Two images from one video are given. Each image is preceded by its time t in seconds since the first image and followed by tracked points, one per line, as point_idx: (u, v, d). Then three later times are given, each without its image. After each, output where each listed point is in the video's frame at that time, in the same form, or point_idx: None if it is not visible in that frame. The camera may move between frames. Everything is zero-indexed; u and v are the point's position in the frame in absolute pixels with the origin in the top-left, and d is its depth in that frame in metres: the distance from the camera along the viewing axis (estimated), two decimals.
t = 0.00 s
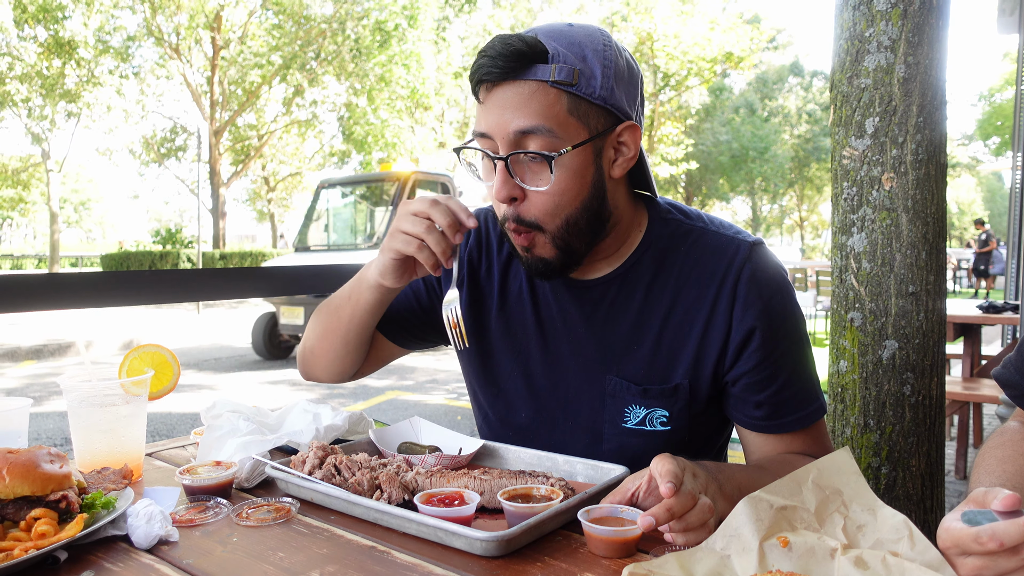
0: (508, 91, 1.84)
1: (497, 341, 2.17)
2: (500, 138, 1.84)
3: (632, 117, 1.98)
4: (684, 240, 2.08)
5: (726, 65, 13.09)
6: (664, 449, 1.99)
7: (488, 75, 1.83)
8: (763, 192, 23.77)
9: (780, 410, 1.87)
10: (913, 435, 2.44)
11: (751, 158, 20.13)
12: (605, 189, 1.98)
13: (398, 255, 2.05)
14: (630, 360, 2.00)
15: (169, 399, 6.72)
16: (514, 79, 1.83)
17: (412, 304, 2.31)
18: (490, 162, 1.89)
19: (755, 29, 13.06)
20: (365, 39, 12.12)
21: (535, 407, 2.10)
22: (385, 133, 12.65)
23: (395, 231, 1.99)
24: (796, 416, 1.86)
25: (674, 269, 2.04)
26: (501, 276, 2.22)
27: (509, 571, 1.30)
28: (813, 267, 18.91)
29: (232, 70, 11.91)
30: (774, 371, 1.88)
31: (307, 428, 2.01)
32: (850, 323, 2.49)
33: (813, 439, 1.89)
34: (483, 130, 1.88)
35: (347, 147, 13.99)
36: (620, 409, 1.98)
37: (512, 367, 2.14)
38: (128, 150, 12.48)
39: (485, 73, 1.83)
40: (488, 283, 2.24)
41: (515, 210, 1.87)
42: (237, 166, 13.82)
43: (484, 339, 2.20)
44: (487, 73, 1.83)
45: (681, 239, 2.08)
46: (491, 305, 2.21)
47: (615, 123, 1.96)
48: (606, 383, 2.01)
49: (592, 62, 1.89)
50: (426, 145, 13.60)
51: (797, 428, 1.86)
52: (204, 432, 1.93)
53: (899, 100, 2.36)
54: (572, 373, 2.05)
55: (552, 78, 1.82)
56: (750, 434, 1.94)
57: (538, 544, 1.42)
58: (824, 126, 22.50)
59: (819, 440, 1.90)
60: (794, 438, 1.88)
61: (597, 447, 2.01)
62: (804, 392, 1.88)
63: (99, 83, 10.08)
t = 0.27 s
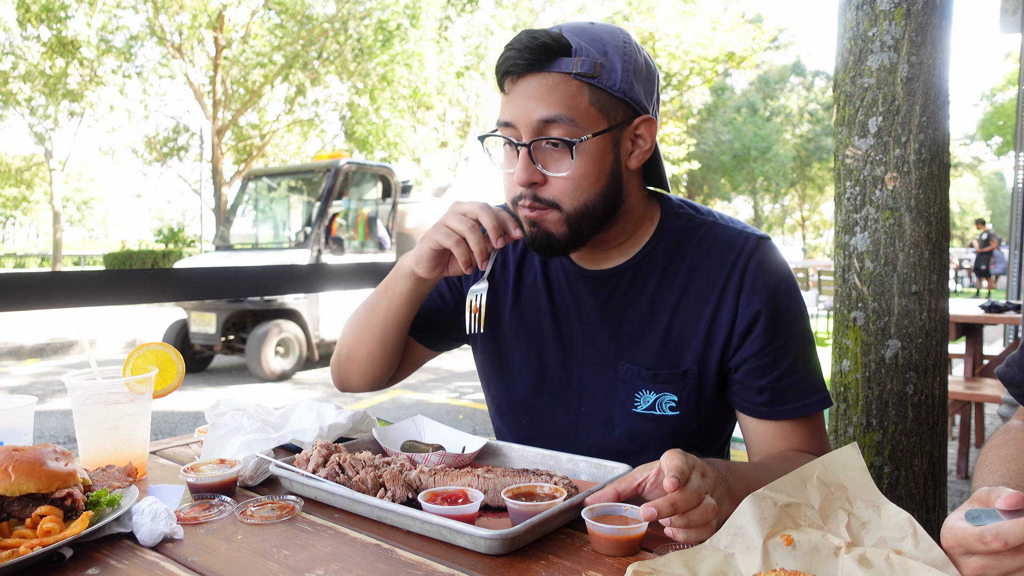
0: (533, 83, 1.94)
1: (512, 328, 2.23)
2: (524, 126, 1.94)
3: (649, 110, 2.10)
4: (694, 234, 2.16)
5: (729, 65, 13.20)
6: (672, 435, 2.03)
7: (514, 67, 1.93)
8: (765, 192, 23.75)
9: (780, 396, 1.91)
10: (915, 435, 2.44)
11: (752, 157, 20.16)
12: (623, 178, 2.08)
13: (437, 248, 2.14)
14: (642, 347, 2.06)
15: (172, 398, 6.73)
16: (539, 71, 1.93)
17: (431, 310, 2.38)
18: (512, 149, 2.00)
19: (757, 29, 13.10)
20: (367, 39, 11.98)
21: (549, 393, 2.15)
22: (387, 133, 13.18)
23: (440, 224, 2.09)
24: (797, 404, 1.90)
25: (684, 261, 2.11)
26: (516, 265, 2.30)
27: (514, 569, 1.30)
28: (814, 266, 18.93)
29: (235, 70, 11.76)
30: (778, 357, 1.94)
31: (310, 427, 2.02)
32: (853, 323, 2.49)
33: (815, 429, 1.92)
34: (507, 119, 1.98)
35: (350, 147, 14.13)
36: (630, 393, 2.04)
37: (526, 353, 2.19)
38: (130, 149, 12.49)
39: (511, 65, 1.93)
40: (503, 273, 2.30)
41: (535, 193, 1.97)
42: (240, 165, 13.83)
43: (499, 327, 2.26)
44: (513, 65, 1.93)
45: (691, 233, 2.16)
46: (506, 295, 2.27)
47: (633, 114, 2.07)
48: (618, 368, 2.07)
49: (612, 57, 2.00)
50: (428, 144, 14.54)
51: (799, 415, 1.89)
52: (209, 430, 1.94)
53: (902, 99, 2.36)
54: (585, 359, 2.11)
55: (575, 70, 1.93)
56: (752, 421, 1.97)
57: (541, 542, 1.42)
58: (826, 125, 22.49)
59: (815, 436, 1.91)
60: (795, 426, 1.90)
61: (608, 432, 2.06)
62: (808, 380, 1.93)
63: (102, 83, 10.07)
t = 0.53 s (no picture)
0: (548, 79, 2.01)
1: (520, 320, 2.28)
2: (538, 120, 2.01)
3: (659, 110, 2.15)
4: (700, 232, 2.18)
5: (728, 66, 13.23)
6: (673, 427, 2.05)
7: (530, 64, 2.01)
8: (765, 193, 23.74)
9: (775, 391, 1.91)
10: (915, 436, 2.44)
11: (752, 158, 20.17)
12: (632, 176, 2.11)
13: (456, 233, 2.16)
14: (644, 340, 2.09)
15: (172, 399, 6.74)
16: (554, 67, 2.00)
17: (450, 308, 2.41)
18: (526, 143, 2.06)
19: (757, 29, 13.12)
20: (367, 40, 12.00)
21: (553, 384, 2.19)
22: (387, 134, 12.83)
23: (458, 210, 2.12)
24: (792, 399, 1.89)
25: (688, 257, 2.14)
26: (527, 259, 2.35)
27: (513, 570, 1.30)
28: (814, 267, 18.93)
29: (235, 70, 11.67)
30: (775, 352, 1.95)
31: (311, 428, 2.02)
32: (853, 324, 2.48)
33: (811, 428, 1.91)
34: (523, 114, 2.04)
35: (349, 148, 14.15)
36: (632, 384, 2.07)
37: (533, 345, 2.24)
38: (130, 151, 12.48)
39: (527, 62, 2.01)
40: (514, 267, 2.35)
41: (546, 187, 2.03)
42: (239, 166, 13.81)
43: (508, 320, 2.31)
44: (529, 62, 2.01)
45: (698, 231, 2.18)
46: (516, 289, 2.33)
47: (643, 113, 2.12)
48: (620, 360, 2.10)
49: (624, 56, 2.06)
50: (427, 145, 14.37)
51: (795, 410, 1.89)
52: (208, 432, 1.94)
53: (902, 101, 2.36)
54: (589, 351, 2.16)
55: (588, 67, 1.99)
56: (747, 414, 1.97)
57: (542, 543, 1.42)
58: (826, 126, 22.49)
59: (808, 436, 1.90)
60: (790, 422, 1.90)
61: (610, 423, 2.09)
62: (805, 376, 1.92)
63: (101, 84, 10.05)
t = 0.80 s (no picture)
0: (558, 82, 2.03)
1: (528, 318, 2.30)
2: (549, 122, 2.03)
3: (667, 111, 2.16)
4: (705, 230, 2.19)
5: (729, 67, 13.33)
6: (677, 421, 2.05)
7: (540, 67, 2.02)
8: (766, 194, 23.75)
9: (776, 384, 1.91)
10: (916, 437, 2.44)
11: (753, 159, 20.18)
12: (640, 176, 2.13)
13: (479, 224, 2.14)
14: (649, 335, 2.10)
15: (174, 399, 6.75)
16: (564, 71, 2.02)
17: (464, 310, 2.43)
18: (536, 144, 2.07)
19: (757, 31, 13.15)
20: (368, 40, 12.02)
21: (560, 380, 2.20)
22: (388, 135, 12.98)
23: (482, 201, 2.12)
24: (791, 393, 1.90)
25: (693, 255, 2.15)
26: (536, 258, 2.37)
27: (515, 571, 1.30)
28: (815, 268, 18.92)
29: (235, 71, 11.61)
30: (776, 346, 1.95)
31: (312, 429, 2.02)
32: (854, 325, 2.49)
33: (811, 423, 1.91)
34: (533, 116, 2.06)
35: (349, 148, 14.17)
36: (636, 379, 2.08)
37: (540, 342, 2.26)
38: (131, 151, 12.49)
39: (538, 65, 2.02)
40: (523, 266, 2.37)
41: (557, 187, 2.06)
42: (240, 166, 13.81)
43: (516, 317, 2.33)
44: (540, 66, 2.02)
45: (703, 229, 2.19)
46: (525, 287, 2.35)
47: (651, 114, 2.13)
48: (626, 356, 2.11)
49: (633, 60, 2.07)
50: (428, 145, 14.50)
51: (795, 405, 1.89)
52: (209, 432, 1.94)
53: (903, 102, 2.36)
54: (595, 347, 2.17)
55: (597, 71, 2.01)
56: (748, 408, 1.97)
57: (543, 544, 1.42)
58: (827, 127, 22.50)
59: (807, 433, 1.90)
60: (790, 416, 1.90)
61: (615, 418, 2.10)
62: (806, 371, 1.92)
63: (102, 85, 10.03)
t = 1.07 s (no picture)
0: (564, 87, 2.02)
1: (532, 319, 2.31)
2: (555, 126, 2.02)
3: (670, 115, 2.17)
4: (706, 232, 2.19)
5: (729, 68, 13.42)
6: (680, 421, 2.05)
7: (546, 72, 2.02)
8: (766, 195, 23.75)
9: (775, 382, 1.91)
10: (916, 439, 2.43)
11: (753, 160, 20.19)
12: (645, 179, 2.13)
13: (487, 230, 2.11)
14: (652, 335, 2.11)
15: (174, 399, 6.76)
16: (571, 76, 2.02)
17: (472, 314, 2.43)
18: (543, 148, 2.07)
19: (757, 32, 13.19)
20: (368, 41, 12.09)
21: (564, 380, 2.21)
22: (389, 136, 13.50)
23: (491, 207, 2.10)
24: (790, 392, 1.89)
25: (695, 256, 2.15)
26: (540, 260, 2.37)
27: (515, 573, 1.30)
28: (816, 270, 18.93)
29: (236, 72, 11.40)
30: (776, 345, 1.95)
31: (312, 431, 2.02)
32: (854, 327, 2.48)
33: (812, 423, 1.89)
34: (539, 121, 2.05)
35: (350, 149, 14.20)
36: (638, 378, 2.08)
37: (544, 343, 2.26)
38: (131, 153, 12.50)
39: (544, 70, 2.01)
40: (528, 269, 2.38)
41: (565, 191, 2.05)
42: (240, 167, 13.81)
43: (521, 319, 2.34)
44: (546, 71, 2.01)
45: (705, 231, 2.19)
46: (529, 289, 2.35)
47: (655, 118, 2.13)
48: (628, 356, 2.11)
49: (637, 64, 2.07)
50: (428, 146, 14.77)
51: (794, 403, 1.88)
52: (209, 434, 1.93)
53: (903, 103, 2.36)
54: (599, 348, 2.18)
55: (603, 76, 2.01)
56: (747, 407, 1.97)
57: (542, 546, 1.42)
58: (828, 129, 22.52)
59: (805, 434, 1.88)
60: (790, 415, 1.89)
61: (618, 417, 2.11)
62: (805, 370, 1.92)
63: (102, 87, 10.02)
